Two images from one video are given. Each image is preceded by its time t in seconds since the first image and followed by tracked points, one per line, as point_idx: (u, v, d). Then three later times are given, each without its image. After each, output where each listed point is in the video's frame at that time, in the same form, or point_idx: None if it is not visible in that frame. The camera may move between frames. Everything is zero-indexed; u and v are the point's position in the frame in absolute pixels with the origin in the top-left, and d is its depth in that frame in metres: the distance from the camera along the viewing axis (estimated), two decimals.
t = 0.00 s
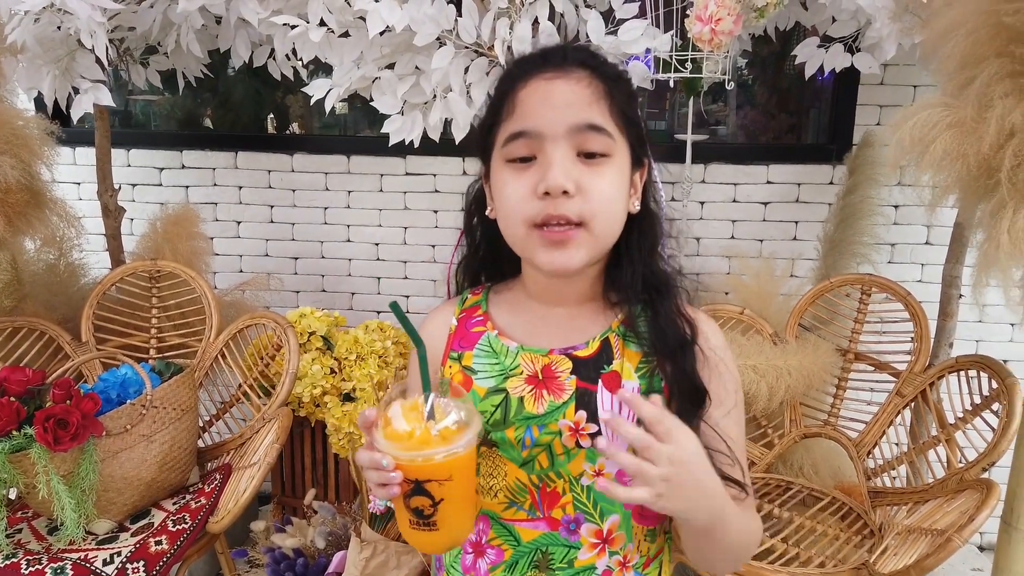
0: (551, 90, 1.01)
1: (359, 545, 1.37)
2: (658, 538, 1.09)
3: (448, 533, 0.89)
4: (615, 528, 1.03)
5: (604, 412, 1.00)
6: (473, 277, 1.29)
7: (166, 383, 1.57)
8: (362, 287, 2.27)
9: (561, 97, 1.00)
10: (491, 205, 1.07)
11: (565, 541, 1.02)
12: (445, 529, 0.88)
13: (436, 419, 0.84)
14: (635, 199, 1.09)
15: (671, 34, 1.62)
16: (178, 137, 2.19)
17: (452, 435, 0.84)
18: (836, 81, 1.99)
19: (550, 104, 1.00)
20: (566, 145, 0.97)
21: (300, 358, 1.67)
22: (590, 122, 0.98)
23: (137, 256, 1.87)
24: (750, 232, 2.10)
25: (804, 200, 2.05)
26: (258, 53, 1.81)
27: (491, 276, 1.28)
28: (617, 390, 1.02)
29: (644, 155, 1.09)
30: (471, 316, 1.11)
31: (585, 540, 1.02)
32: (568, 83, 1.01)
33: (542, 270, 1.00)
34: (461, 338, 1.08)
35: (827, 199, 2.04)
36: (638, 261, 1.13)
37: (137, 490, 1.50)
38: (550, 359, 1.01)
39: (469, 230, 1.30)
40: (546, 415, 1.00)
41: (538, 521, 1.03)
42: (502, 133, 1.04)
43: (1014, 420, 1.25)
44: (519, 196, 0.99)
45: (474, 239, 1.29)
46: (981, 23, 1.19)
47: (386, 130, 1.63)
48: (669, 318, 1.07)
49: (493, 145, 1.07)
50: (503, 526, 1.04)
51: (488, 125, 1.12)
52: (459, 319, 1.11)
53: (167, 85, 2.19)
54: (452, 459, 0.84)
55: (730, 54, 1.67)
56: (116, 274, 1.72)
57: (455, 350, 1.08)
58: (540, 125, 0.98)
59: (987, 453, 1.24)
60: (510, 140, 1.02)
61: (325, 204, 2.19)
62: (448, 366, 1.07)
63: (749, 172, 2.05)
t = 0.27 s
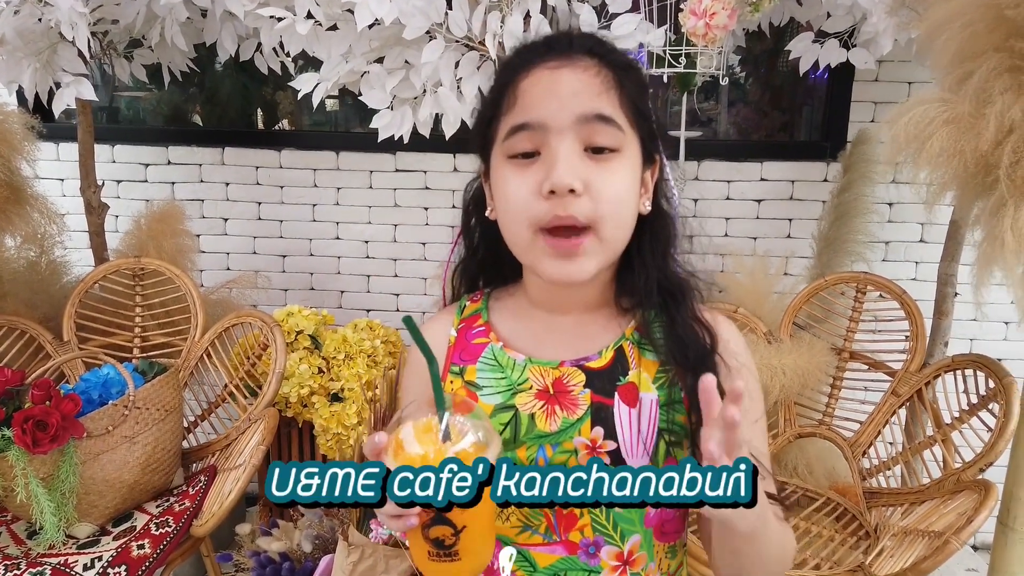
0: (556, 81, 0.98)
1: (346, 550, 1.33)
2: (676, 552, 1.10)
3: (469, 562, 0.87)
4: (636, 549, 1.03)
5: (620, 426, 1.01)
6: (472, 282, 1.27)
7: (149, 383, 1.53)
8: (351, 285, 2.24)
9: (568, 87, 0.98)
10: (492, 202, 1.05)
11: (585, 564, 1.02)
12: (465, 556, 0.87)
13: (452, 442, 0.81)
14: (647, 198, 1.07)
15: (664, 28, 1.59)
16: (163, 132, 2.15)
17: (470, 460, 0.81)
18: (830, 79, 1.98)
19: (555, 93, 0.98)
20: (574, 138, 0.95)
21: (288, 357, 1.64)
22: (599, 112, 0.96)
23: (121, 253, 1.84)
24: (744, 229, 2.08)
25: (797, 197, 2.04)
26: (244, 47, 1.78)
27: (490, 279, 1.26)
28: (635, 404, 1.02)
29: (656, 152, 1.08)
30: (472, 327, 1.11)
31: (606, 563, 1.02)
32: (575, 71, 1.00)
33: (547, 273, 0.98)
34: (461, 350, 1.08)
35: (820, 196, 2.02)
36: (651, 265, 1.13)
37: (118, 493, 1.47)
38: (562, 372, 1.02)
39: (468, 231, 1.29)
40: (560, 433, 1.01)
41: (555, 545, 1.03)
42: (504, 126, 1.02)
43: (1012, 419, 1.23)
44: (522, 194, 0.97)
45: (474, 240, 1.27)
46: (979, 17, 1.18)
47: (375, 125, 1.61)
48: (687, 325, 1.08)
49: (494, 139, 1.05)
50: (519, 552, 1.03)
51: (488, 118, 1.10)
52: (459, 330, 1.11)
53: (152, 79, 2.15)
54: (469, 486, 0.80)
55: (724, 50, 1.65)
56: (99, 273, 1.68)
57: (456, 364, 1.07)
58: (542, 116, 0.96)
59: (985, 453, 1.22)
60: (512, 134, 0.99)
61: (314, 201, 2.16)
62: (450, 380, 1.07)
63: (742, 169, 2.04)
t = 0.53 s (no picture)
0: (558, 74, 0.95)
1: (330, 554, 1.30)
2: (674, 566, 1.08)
3: None
4: (632, 568, 1.01)
5: (618, 441, 1.01)
6: (467, 279, 1.24)
7: (128, 383, 1.49)
8: (338, 282, 2.20)
9: (569, 79, 0.94)
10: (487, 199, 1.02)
11: None
12: None
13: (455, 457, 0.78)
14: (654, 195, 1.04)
15: (656, 21, 1.56)
16: (146, 126, 2.11)
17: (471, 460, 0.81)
18: (823, 74, 1.96)
19: (557, 85, 0.94)
20: (576, 134, 0.92)
21: (271, 356, 1.61)
22: (604, 107, 0.93)
23: (102, 250, 1.79)
24: (736, 226, 2.07)
25: (789, 193, 2.02)
26: (228, 39, 1.74)
27: (484, 278, 1.23)
28: (637, 421, 1.01)
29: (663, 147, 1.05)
30: (465, 330, 1.09)
31: None
32: (579, 62, 0.96)
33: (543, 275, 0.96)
34: (453, 355, 1.07)
35: (812, 192, 2.01)
36: (656, 268, 1.09)
37: (96, 495, 1.43)
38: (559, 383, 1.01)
39: (464, 227, 1.26)
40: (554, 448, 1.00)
41: (548, 563, 1.01)
42: (502, 119, 0.99)
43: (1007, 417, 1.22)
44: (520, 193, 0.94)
45: (469, 236, 1.25)
46: (977, 9, 1.16)
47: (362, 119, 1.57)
48: (693, 334, 1.06)
49: (491, 133, 1.02)
50: (510, 570, 1.01)
51: (484, 110, 1.06)
52: (451, 332, 1.09)
53: (134, 72, 2.10)
54: (470, 486, 0.77)
55: (716, 44, 1.62)
56: (77, 269, 1.64)
57: (449, 368, 1.06)
58: (545, 111, 0.93)
59: (980, 453, 1.21)
60: (511, 128, 0.96)
61: (299, 197, 2.12)
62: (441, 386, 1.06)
63: (733, 165, 2.02)
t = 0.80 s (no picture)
0: (536, 64, 0.92)
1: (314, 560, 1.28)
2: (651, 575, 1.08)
3: None
4: None
5: (593, 445, 0.98)
6: (445, 276, 1.22)
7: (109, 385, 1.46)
8: (326, 281, 2.17)
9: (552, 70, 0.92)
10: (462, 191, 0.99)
11: None
12: None
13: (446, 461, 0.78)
14: (636, 192, 1.02)
15: (647, 15, 1.54)
16: (130, 123, 2.07)
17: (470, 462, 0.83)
18: (815, 71, 1.94)
19: (536, 77, 0.91)
20: (556, 127, 0.90)
21: (257, 356, 1.57)
22: (585, 99, 0.91)
23: (83, 249, 1.76)
24: (727, 224, 2.05)
25: (782, 190, 2.00)
26: (211, 33, 1.70)
27: (461, 274, 1.21)
28: (612, 426, 0.99)
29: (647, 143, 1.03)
30: (437, 330, 1.07)
31: None
32: (561, 51, 0.94)
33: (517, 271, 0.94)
34: (425, 355, 1.04)
35: (804, 190, 1.99)
36: (635, 270, 1.08)
37: (76, 500, 1.40)
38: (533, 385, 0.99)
39: (443, 220, 1.23)
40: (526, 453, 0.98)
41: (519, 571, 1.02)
42: (480, 108, 0.96)
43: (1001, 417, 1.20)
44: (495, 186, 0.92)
45: (448, 230, 1.22)
46: (972, 4, 1.14)
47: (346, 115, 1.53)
48: (671, 336, 1.04)
49: (467, 124, 1.00)
50: None
51: (462, 101, 1.03)
52: (423, 333, 1.07)
53: (116, 67, 2.06)
54: (470, 486, 0.77)
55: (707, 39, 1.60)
56: (56, 269, 1.60)
57: (420, 369, 1.03)
58: (526, 101, 0.90)
59: (974, 453, 1.19)
60: (488, 117, 0.93)
61: (286, 194, 2.09)
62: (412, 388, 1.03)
63: (725, 163, 2.00)
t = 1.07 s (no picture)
0: (506, 61, 0.90)
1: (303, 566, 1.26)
2: None
3: None
4: None
5: (559, 449, 0.96)
6: (417, 278, 1.19)
7: (96, 388, 1.43)
8: (318, 282, 2.15)
9: (518, 68, 0.89)
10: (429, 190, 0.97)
11: None
12: None
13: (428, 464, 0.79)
14: (605, 192, 1.00)
15: (642, 14, 1.53)
16: (120, 123, 2.05)
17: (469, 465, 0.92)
18: (811, 70, 1.93)
19: (503, 74, 0.89)
20: (525, 124, 0.88)
21: (247, 359, 1.56)
22: (554, 96, 0.89)
23: (71, 250, 1.74)
24: (724, 224, 2.04)
25: (777, 191, 1.99)
26: (201, 32, 1.68)
27: (433, 275, 1.18)
28: (578, 428, 0.97)
29: (616, 142, 1.01)
30: (407, 332, 1.04)
31: None
32: (529, 47, 0.92)
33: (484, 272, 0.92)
34: (394, 356, 1.02)
35: (800, 190, 1.98)
36: (603, 269, 1.06)
37: (63, 506, 1.37)
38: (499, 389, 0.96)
39: (412, 220, 1.20)
40: (493, 456, 0.95)
41: None
42: (447, 105, 0.94)
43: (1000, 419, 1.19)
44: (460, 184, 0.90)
45: (417, 231, 1.19)
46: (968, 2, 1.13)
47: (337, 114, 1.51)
48: (637, 337, 1.02)
49: (434, 120, 0.97)
50: None
51: (429, 97, 1.01)
52: (393, 334, 1.04)
53: (105, 66, 2.04)
54: (468, 487, 0.86)
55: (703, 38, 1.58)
56: (44, 270, 1.58)
57: (389, 371, 1.01)
58: (490, 100, 0.88)
59: (972, 457, 1.18)
60: (455, 114, 0.91)
61: (278, 195, 2.07)
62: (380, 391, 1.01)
63: (720, 163, 1.99)
